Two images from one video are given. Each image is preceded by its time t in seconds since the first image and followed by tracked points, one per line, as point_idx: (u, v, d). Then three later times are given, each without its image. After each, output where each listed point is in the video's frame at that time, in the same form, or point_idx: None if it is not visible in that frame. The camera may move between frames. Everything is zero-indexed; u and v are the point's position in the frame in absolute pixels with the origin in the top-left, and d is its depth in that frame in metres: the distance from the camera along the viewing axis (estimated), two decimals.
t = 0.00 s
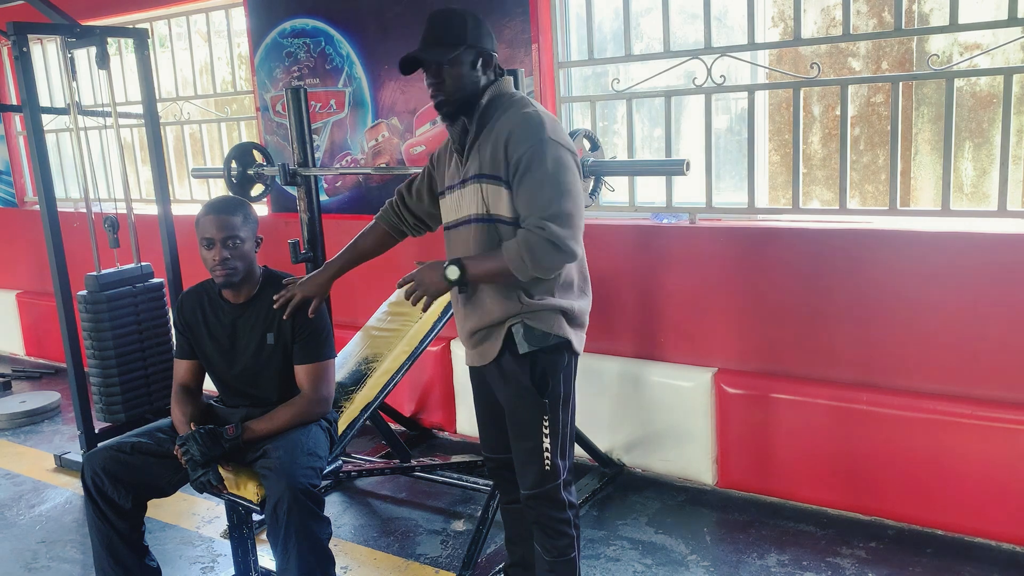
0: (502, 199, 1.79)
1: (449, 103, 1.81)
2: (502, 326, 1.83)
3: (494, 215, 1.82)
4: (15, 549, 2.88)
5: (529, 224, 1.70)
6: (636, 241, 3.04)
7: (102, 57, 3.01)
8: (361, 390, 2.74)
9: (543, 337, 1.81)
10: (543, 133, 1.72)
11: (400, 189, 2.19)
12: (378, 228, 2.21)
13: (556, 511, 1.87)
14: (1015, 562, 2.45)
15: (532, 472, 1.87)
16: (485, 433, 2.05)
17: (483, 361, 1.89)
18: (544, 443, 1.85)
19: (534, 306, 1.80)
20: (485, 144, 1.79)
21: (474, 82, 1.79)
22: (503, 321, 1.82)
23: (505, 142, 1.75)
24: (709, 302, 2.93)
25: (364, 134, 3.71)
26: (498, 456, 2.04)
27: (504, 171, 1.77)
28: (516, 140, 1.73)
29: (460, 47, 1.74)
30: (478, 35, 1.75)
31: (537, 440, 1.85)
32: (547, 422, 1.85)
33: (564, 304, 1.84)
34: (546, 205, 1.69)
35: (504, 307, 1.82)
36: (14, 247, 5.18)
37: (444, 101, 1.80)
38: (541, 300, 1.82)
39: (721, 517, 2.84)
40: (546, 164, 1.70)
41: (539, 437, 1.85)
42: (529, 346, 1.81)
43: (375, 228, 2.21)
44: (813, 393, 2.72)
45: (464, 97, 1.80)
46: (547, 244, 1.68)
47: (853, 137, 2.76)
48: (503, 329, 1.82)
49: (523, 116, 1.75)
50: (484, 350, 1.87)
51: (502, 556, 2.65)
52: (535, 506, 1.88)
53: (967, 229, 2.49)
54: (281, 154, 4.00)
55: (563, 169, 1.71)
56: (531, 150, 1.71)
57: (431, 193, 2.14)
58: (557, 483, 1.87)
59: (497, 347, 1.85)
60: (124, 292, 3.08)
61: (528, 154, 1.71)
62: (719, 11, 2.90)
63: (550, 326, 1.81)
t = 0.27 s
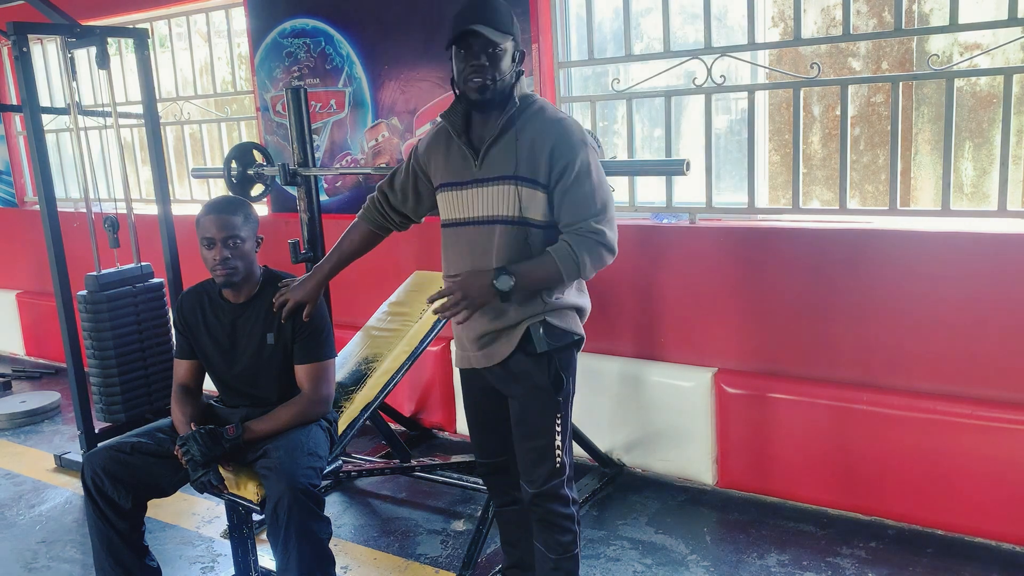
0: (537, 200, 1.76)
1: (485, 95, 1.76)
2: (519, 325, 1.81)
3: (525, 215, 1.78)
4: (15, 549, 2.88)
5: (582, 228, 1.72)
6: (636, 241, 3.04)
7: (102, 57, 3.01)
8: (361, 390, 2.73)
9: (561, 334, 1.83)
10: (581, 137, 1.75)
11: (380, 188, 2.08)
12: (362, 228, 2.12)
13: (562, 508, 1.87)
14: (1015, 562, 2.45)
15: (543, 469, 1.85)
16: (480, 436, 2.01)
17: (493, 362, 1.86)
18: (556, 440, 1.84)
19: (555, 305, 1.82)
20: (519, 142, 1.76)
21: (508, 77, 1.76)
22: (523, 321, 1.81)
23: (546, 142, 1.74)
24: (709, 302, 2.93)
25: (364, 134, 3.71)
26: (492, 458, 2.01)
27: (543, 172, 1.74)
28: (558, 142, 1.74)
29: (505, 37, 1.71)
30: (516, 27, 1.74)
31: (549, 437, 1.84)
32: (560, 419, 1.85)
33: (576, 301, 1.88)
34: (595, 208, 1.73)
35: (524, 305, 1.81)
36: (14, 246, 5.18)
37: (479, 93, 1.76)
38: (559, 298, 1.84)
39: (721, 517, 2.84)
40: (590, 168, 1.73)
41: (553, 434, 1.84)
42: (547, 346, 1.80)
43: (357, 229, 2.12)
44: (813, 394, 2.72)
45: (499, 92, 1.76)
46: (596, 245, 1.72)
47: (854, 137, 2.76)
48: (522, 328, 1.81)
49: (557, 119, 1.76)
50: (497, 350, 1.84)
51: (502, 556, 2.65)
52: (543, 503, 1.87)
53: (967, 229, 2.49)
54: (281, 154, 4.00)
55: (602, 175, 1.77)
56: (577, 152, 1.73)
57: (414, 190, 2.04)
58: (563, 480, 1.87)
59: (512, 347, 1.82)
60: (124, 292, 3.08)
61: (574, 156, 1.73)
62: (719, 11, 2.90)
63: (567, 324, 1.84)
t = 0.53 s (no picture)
0: (546, 202, 1.71)
1: (497, 92, 1.73)
2: (525, 329, 1.76)
3: (532, 217, 1.72)
4: (15, 549, 2.88)
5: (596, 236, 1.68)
6: (636, 241, 3.04)
7: (102, 57, 3.01)
8: (361, 390, 2.73)
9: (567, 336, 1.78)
10: (592, 139, 1.71)
11: (376, 188, 2.06)
12: (356, 232, 2.10)
13: (565, 512, 1.84)
14: (1015, 562, 2.45)
15: (545, 473, 1.81)
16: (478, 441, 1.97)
17: (496, 365, 1.80)
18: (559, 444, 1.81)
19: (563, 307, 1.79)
20: (530, 141, 1.72)
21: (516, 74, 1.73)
22: (529, 324, 1.75)
23: (559, 143, 1.70)
24: (710, 302, 2.93)
25: (364, 134, 3.71)
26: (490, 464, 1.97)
27: (553, 173, 1.70)
28: (569, 144, 1.70)
29: (519, 33, 1.68)
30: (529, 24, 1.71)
31: (552, 441, 1.81)
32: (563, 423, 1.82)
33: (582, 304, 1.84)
34: (608, 215, 1.69)
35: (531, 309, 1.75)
36: (14, 247, 5.18)
37: (489, 90, 1.73)
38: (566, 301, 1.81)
39: (721, 517, 2.84)
40: (601, 171, 1.70)
41: (556, 438, 1.81)
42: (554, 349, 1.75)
43: (350, 233, 2.10)
44: (814, 394, 2.72)
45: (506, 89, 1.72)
46: (612, 257, 1.68)
47: (853, 137, 2.76)
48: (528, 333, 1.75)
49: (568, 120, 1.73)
50: (501, 353, 1.79)
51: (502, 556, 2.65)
52: (544, 509, 1.82)
53: (966, 229, 2.49)
54: (281, 154, 4.00)
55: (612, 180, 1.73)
56: (588, 155, 1.69)
57: (414, 191, 2.01)
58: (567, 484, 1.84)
59: (518, 351, 1.77)
60: (124, 292, 3.08)
61: (585, 158, 1.69)
62: (719, 11, 2.90)
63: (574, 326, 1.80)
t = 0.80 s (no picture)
0: (546, 209, 1.69)
1: (496, 95, 1.71)
2: (522, 339, 1.74)
3: (531, 224, 1.70)
4: (15, 549, 2.88)
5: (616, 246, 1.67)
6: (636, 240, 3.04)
7: (102, 57, 3.01)
8: (361, 390, 2.73)
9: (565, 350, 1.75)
10: (599, 143, 1.68)
11: (387, 188, 2.05)
12: (370, 229, 2.09)
13: (565, 528, 1.81)
14: (1015, 562, 2.45)
15: (543, 488, 1.79)
16: (480, 449, 1.95)
17: (495, 374, 1.79)
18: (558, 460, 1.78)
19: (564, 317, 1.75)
20: (532, 146, 1.69)
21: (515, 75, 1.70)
22: (527, 334, 1.73)
23: (561, 147, 1.67)
24: (710, 303, 2.93)
25: (364, 134, 3.71)
26: (492, 472, 1.95)
27: (557, 178, 1.68)
28: (573, 150, 1.67)
29: (516, 35, 1.67)
30: (529, 22, 1.70)
31: (551, 457, 1.78)
32: (561, 438, 1.79)
33: (585, 312, 1.80)
34: (623, 223, 1.67)
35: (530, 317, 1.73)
36: (14, 247, 5.18)
37: (489, 94, 1.71)
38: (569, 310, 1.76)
39: (721, 517, 2.84)
40: (609, 177, 1.67)
41: (555, 453, 1.78)
42: (551, 360, 1.73)
43: (364, 232, 2.09)
44: (814, 394, 2.71)
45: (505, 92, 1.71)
46: (637, 261, 1.67)
47: (853, 137, 2.76)
48: (524, 342, 1.73)
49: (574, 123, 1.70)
50: (500, 361, 1.77)
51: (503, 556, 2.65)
52: (543, 523, 1.80)
53: (966, 229, 2.49)
54: (281, 154, 4.00)
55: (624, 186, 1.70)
56: (595, 161, 1.66)
57: (421, 193, 1.99)
58: (567, 499, 1.81)
59: (515, 360, 1.75)
60: (124, 293, 3.08)
61: (592, 164, 1.66)
62: (719, 11, 2.90)
63: (574, 337, 1.77)
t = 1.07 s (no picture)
0: (565, 213, 1.57)
1: (515, 93, 1.59)
2: (536, 347, 1.62)
3: (548, 227, 1.57)
4: (15, 549, 2.88)
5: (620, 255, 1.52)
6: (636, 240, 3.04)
7: (102, 57, 3.01)
8: (361, 390, 2.73)
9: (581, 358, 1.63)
10: (619, 146, 1.56)
11: (397, 188, 1.89)
12: (377, 235, 1.93)
13: (575, 536, 1.70)
14: (1015, 562, 2.45)
15: (554, 499, 1.67)
16: (472, 456, 1.78)
17: (504, 382, 1.66)
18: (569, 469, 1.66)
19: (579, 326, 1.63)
20: (549, 146, 1.57)
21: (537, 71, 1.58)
22: (542, 342, 1.61)
23: (579, 148, 1.55)
24: (710, 303, 2.93)
25: (364, 134, 3.70)
26: (484, 481, 1.79)
27: (574, 182, 1.56)
28: (592, 152, 1.55)
29: (540, 31, 1.55)
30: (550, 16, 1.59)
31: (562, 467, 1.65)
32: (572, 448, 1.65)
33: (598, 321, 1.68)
34: (632, 231, 1.53)
35: (545, 326, 1.60)
36: (14, 247, 5.18)
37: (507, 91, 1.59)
38: (583, 320, 1.65)
39: (721, 517, 2.84)
40: (627, 183, 1.54)
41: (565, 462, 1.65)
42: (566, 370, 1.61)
43: (371, 236, 1.93)
44: (814, 394, 2.72)
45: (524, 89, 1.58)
46: (641, 273, 1.52)
47: (853, 137, 2.76)
48: (540, 351, 1.61)
49: (593, 124, 1.57)
50: (510, 368, 1.64)
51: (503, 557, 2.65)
52: (552, 533, 1.69)
53: (966, 229, 2.49)
54: (281, 154, 4.00)
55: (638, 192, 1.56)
56: (612, 165, 1.54)
57: (432, 193, 1.84)
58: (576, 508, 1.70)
59: (527, 369, 1.62)
60: (124, 292, 3.08)
61: (610, 168, 1.53)
62: (719, 11, 2.90)
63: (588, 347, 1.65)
